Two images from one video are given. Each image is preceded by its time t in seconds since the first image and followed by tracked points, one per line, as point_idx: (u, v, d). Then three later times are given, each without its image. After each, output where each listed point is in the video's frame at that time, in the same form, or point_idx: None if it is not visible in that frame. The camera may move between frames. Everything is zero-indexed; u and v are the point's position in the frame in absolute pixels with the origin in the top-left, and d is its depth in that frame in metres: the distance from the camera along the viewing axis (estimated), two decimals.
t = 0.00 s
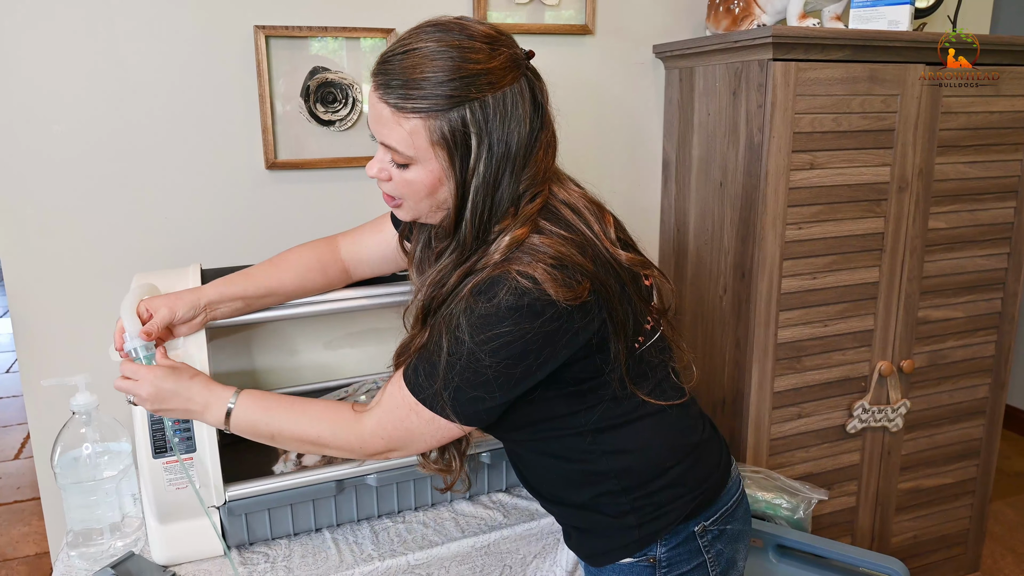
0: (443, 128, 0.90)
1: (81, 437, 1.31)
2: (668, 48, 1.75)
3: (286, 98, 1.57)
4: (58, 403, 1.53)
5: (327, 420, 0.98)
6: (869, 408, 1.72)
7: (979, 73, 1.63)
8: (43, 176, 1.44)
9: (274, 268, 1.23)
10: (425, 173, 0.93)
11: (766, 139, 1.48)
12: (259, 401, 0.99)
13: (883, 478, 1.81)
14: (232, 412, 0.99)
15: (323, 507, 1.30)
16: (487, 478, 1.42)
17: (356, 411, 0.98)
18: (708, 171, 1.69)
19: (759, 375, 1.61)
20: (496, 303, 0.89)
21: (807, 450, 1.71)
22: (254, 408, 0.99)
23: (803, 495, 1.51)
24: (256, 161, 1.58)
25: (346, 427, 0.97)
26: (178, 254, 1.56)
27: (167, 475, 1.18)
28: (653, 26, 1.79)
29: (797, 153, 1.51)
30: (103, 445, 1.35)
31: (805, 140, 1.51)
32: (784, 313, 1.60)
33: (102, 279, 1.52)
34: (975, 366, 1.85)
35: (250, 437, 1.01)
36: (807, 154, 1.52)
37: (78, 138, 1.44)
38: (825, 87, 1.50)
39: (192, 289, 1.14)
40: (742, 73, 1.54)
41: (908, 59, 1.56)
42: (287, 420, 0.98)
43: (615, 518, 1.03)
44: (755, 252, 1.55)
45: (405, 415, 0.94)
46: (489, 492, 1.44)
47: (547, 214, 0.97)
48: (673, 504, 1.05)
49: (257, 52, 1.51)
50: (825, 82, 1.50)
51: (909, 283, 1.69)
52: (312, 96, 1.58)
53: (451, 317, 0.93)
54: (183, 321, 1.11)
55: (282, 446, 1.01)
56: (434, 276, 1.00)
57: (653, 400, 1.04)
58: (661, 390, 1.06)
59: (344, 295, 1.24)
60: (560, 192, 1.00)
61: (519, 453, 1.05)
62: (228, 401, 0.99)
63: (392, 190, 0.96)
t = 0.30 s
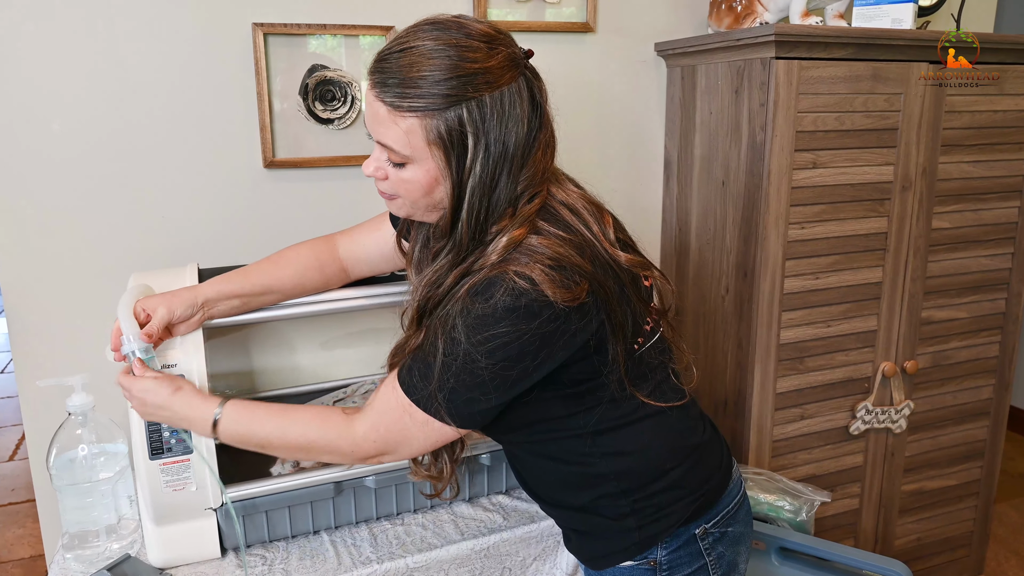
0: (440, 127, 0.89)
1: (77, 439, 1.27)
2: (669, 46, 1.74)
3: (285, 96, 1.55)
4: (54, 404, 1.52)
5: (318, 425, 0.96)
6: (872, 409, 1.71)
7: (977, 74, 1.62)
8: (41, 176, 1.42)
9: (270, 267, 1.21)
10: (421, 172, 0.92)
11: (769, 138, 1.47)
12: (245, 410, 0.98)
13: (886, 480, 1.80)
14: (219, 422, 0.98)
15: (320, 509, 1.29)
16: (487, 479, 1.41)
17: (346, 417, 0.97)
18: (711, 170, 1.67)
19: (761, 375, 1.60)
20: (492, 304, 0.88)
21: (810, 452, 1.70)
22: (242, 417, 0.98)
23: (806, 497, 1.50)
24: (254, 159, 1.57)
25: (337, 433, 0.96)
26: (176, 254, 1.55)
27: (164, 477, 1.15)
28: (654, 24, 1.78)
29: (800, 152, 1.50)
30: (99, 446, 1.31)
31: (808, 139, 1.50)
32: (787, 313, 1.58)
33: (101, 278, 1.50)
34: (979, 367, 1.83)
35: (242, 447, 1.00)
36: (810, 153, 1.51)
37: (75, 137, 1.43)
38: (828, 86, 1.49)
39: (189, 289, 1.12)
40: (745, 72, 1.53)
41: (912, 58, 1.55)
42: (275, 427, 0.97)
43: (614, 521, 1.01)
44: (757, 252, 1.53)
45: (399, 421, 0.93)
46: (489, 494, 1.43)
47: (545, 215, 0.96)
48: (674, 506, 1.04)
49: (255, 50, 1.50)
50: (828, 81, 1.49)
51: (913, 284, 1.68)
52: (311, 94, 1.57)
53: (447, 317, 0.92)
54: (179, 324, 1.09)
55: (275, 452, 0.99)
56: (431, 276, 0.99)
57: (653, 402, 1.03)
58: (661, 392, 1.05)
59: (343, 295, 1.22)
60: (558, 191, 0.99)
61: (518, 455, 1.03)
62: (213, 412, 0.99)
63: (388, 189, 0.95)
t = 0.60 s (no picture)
0: (439, 130, 0.88)
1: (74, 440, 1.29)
2: (667, 46, 1.74)
3: (284, 96, 1.55)
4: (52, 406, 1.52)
5: (325, 420, 0.96)
6: (872, 410, 1.70)
7: (977, 74, 1.61)
8: (40, 176, 1.42)
9: (269, 268, 1.21)
10: (419, 176, 0.91)
11: (768, 139, 1.46)
12: (257, 397, 0.97)
13: (886, 481, 1.79)
14: (229, 406, 0.96)
15: (319, 511, 1.28)
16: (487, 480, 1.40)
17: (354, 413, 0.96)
18: (710, 170, 1.66)
19: (761, 376, 1.59)
20: (491, 307, 0.88)
21: (810, 453, 1.69)
22: (253, 403, 0.96)
23: (806, 498, 1.49)
24: (253, 159, 1.56)
25: (345, 427, 0.95)
26: (173, 255, 1.54)
27: (162, 478, 1.15)
28: (653, 25, 1.78)
29: (800, 152, 1.50)
30: (97, 447, 1.32)
31: (807, 139, 1.50)
32: (787, 313, 1.58)
33: (100, 279, 1.50)
34: (979, 368, 1.83)
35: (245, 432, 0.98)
36: (809, 153, 1.50)
37: (72, 137, 1.43)
38: (827, 86, 1.49)
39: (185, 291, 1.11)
40: (744, 72, 1.53)
41: (912, 58, 1.54)
42: (283, 418, 0.96)
43: (613, 522, 1.01)
44: (756, 253, 1.53)
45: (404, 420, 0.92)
46: (488, 496, 1.42)
47: (542, 217, 0.95)
48: (673, 507, 1.03)
49: (254, 50, 1.50)
50: (828, 81, 1.48)
51: (912, 284, 1.67)
52: (309, 95, 1.56)
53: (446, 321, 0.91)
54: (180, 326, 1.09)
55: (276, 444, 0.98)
56: (429, 279, 0.99)
57: (651, 403, 1.02)
58: (660, 393, 1.04)
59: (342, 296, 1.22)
60: (555, 193, 0.99)
61: (517, 457, 1.03)
62: (227, 394, 0.96)
63: (386, 193, 0.95)
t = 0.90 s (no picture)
0: (439, 138, 0.90)
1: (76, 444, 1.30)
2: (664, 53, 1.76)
3: (284, 103, 1.57)
4: (52, 409, 1.53)
5: (331, 424, 0.98)
6: (869, 414, 1.72)
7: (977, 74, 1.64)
8: (42, 180, 1.44)
9: (270, 273, 1.22)
10: (419, 183, 0.93)
11: (763, 145, 1.48)
12: (260, 407, 0.99)
13: (882, 485, 1.80)
14: (233, 418, 0.99)
15: (319, 515, 1.29)
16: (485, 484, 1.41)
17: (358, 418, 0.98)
18: (707, 175, 1.68)
19: (757, 380, 1.60)
20: (490, 314, 0.89)
21: (806, 457, 1.70)
22: (255, 413, 0.99)
23: (802, 501, 1.50)
24: (253, 165, 1.58)
25: (350, 431, 0.96)
26: (174, 259, 1.56)
27: (163, 482, 1.16)
28: (650, 32, 1.80)
29: (795, 158, 1.51)
30: (98, 452, 1.32)
31: (802, 145, 1.51)
32: (783, 318, 1.59)
33: (100, 279, 1.51)
34: (975, 372, 1.84)
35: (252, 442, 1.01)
36: (804, 159, 1.52)
37: (74, 141, 1.44)
38: (822, 93, 1.50)
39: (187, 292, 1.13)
40: (740, 79, 1.54)
41: (905, 65, 1.56)
42: (287, 424, 0.98)
43: (612, 525, 1.02)
44: (752, 258, 1.55)
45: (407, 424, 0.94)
46: (486, 500, 1.43)
47: (541, 224, 0.97)
48: (671, 509, 1.04)
49: (255, 58, 1.52)
50: (822, 88, 1.50)
51: (907, 288, 1.69)
52: (309, 102, 1.58)
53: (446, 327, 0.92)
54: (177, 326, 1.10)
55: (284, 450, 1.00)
56: (430, 286, 1.00)
57: (650, 407, 1.04)
58: (658, 397, 1.05)
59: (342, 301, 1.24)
60: (553, 200, 1.00)
61: (517, 461, 1.04)
62: (230, 407, 1.00)
63: (386, 200, 0.96)
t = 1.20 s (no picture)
0: (442, 134, 0.91)
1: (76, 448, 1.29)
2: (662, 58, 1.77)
3: (284, 107, 1.57)
4: (52, 413, 1.53)
5: (340, 437, 0.99)
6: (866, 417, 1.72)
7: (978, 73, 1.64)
8: (42, 183, 1.45)
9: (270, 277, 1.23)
10: (420, 180, 0.93)
11: (760, 150, 1.49)
12: (270, 422, 1.01)
13: (881, 489, 1.80)
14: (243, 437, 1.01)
15: (318, 518, 1.29)
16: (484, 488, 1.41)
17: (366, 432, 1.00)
18: (705, 179, 1.68)
19: (755, 383, 1.61)
20: (489, 318, 0.89)
21: (804, 460, 1.71)
22: (266, 428, 1.01)
23: (801, 505, 1.50)
24: (253, 170, 1.59)
25: (360, 444, 0.98)
26: (174, 263, 1.56)
27: (162, 485, 1.17)
28: (648, 37, 1.81)
29: (792, 162, 1.52)
30: (98, 455, 1.31)
31: (799, 149, 1.52)
32: (781, 322, 1.60)
33: (100, 279, 1.51)
34: (973, 376, 1.84)
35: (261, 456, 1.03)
36: (801, 163, 1.53)
37: (73, 144, 1.45)
38: (819, 98, 1.51)
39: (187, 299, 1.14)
40: (738, 84, 1.55)
41: (902, 69, 1.57)
42: (297, 439, 1.00)
43: (609, 527, 1.02)
44: (749, 262, 1.55)
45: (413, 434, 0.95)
46: (485, 503, 1.43)
47: (538, 228, 0.97)
48: (668, 512, 1.05)
49: (254, 63, 1.53)
50: (819, 92, 1.51)
51: (904, 292, 1.69)
52: (309, 107, 1.59)
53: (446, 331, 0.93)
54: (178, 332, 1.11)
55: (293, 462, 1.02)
56: (428, 289, 1.00)
57: (647, 410, 1.04)
58: (655, 400, 1.06)
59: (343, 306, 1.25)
60: (550, 204, 1.01)
61: (516, 464, 1.04)
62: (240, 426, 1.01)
63: (385, 200, 0.96)
